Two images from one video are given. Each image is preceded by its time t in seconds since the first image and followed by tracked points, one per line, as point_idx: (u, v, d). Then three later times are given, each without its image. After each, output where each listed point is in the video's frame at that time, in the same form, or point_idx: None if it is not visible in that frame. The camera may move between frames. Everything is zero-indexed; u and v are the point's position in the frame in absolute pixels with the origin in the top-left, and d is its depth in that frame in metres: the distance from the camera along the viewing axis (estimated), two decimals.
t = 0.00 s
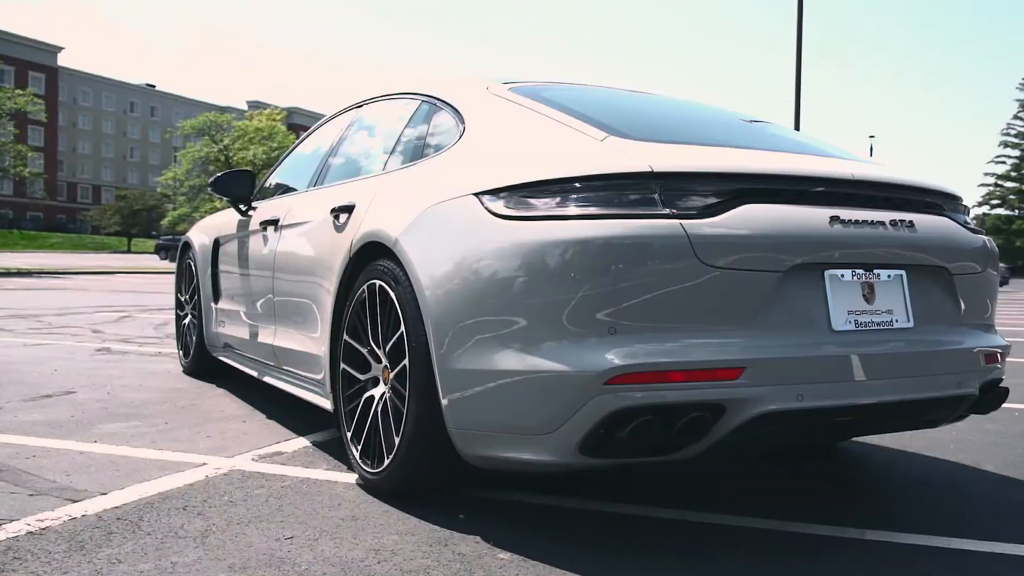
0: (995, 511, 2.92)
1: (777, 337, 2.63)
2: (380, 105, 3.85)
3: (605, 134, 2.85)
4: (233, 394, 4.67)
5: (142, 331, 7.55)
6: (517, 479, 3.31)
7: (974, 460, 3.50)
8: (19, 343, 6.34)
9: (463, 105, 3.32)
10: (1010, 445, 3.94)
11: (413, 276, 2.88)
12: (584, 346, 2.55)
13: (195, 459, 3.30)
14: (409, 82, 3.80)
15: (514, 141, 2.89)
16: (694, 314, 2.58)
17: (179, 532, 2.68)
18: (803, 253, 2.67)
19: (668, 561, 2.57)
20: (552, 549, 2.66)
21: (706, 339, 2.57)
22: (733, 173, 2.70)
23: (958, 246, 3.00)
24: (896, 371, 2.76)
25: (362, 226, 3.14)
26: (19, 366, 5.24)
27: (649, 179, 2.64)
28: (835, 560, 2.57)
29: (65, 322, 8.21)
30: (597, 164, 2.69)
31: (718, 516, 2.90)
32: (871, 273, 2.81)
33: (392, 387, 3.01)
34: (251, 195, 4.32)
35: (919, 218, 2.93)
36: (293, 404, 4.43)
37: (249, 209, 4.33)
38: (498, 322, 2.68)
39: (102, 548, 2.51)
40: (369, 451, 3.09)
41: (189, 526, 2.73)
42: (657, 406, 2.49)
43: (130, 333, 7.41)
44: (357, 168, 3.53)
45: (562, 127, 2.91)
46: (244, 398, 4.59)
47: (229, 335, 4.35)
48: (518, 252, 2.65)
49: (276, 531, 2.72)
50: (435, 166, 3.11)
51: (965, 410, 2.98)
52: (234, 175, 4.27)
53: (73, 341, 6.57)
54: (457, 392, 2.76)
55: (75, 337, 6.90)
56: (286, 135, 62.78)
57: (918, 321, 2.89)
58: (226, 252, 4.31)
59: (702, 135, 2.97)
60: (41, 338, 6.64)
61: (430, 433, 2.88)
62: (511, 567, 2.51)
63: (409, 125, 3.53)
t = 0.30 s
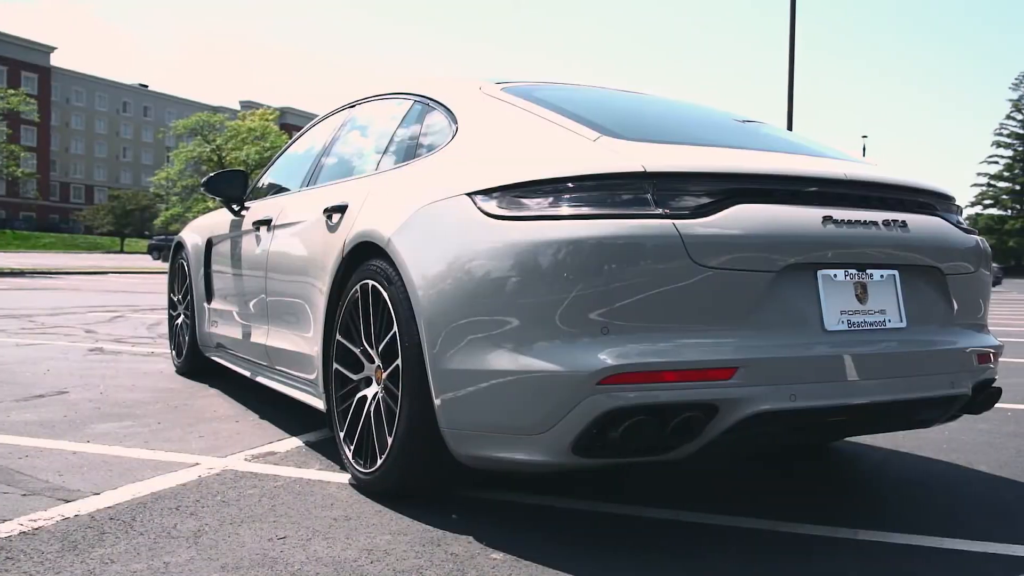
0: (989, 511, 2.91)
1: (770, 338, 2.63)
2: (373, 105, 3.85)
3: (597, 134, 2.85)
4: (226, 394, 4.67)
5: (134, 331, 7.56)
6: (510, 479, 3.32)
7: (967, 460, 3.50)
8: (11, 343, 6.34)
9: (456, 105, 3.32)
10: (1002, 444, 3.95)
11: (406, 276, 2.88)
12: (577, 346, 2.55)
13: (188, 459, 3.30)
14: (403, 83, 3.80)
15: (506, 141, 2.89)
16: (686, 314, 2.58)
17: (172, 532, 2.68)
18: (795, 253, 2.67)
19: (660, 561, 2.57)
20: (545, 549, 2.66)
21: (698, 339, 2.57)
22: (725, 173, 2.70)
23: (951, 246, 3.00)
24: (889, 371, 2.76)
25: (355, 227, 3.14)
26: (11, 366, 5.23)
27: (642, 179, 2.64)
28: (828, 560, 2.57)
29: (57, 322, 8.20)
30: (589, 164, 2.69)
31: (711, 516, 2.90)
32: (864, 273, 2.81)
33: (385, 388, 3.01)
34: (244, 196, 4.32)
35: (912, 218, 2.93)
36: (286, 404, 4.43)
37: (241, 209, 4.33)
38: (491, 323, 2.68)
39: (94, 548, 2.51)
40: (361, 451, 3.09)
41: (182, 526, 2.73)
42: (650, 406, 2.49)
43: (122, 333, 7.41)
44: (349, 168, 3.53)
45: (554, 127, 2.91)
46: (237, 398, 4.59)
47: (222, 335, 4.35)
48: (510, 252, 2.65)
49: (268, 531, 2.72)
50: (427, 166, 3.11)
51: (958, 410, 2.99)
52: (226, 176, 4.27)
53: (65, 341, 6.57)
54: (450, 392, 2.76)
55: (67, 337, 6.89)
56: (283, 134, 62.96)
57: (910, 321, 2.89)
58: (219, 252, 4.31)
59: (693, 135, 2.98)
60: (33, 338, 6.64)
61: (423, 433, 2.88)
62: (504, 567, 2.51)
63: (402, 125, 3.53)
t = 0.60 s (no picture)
0: (982, 511, 2.92)
1: (761, 338, 2.63)
2: (366, 105, 3.85)
3: (589, 134, 2.85)
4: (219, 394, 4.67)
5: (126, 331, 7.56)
6: (503, 479, 3.32)
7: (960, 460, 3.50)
8: (3, 343, 6.34)
9: (448, 105, 3.32)
10: (995, 444, 3.95)
11: (398, 276, 2.88)
12: (570, 346, 2.55)
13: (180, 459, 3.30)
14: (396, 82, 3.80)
15: (497, 141, 2.89)
16: (678, 314, 2.58)
17: (164, 532, 2.68)
18: (787, 253, 2.67)
19: (651, 561, 2.57)
20: (537, 549, 2.66)
21: (691, 339, 2.57)
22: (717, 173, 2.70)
23: (943, 246, 3.00)
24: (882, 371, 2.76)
25: (348, 227, 3.14)
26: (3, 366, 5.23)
27: (634, 179, 2.64)
28: (820, 560, 2.57)
29: (49, 322, 8.20)
30: (581, 164, 2.69)
31: (704, 517, 2.90)
32: (856, 273, 2.81)
33: (378, 388, 3.01)
34: (236, 196, 4.32)
35: (904, 218, 2.93)
36: (280, 404, 4.43)
37: (234, 209, 4.33)
38: (484, 323, 2.68)
39: (87, 548, 2.51)
40: (354, 451, 3.09)
41: (175, 525, 2.73)
42: (642, 405, 2.49)
43: (114, 333, 7.41)
44: (342, 168, 3.53)
45: (546, 127, 2.91)
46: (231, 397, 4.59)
47: (215, 335, 4.35)
48: (503, 252, 2.65)
49: (261, 531, 2.72)
50: (419, 166, 3.11)
51: (951, 410, 2.99)
52: (218, 176, 4.27)
53: (57, 341, 6.57)
54: (443, 392, 2.76)
55: (59, 337, 6.89)
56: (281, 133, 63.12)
57: (903, 321, 2.89)
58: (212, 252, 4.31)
59: (684, 135, 2.98)
60: (25, 338, 6.64)
61: (416, 434, 2.88)
62: (496, 567, 2.51)
63: (394, 125, 3.53)
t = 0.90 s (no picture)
0: (975, 512, 2.92)
1: (754, 337, 2.63)
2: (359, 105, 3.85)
3: (582, 134, 2.85)
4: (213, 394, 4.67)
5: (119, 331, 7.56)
6: (496, 479, 3.32)
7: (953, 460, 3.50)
8: None
9: (441, 105, 3.32)
10: (988, 444, 3.95)
11: (391, 276, 2.88)
12: (563, 346, 2.55)
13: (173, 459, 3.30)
14: (390, 82, 3.80)
15: (490, 141, 2.89)
16: (671, 314, 2.58)
17: (157, 532, 2.68)
18: (779, 253, 2.67)
19: (643, 561, 2.57)
20: (530, 549, 2.66)
21: (683, 339, 2.56)
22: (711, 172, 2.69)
23: (936, 246, 3.00)
24: (875, 371, 2.76)
25: (341, 227, 3.14)
26: None
27: (628, 179, 2.64)
28: (813, 560, 2.57)
29: (41, 322, 8.20)
30: (573, 164, 2.69)
31: (697, 517, 2.90)
32: (849, 273, 2.81)
33: (371, 388, 3.01)
34: (229, 196, 4.32)
35: (897, 218, 2.93)
36: (273, 404, 4.43)
37: (226, 209, 4.33)
38: (477, 323, 2.68)
39: (80, 548, 2.51)
40: (347, 451, 3.08)
41: (168, 525, 2.73)
42: (635, 406, 2.49)
43: (107, 332, 7.41)
44: (335, 168, 3.53)
45: (538, 127, 2.91)
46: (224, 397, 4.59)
47: (208, 335, 4.35)
48: (496, 252, 2.65)
49: (254, 531, 2.72)
50: (412, 166, 3.11)
51: (943, 410, 2.99)
52: (211, 176, 4.27)
53: (49, 340, 6.57)
54: (435, 392, 2.76)
55: (52, 336, 6.89)
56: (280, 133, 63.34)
57: (896, 320, 2.89)
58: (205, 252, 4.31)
59: (676, 135, 2.97)
60: (17, 338, 6.64)
61: (409, 434, 2.88)
62: (489, 567, 2.51)
63: (387, 125, 3.53)
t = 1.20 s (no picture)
0: (970, 511, 2.91)
1: (746, 337, 2.63)
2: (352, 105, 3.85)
3: (574, 134, 2.85)
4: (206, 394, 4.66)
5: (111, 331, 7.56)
6: (490, 479, 3.32)
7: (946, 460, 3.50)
8: None
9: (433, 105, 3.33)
10: (980, 444, 3.95)
11: (384, 276, 2.88)
12: (555, 346, 2.55)
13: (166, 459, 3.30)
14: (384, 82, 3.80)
15: (482, 141, 2.89)
16: (663, 314, 2.58)
17: (150, 532, 2.68)
18: (772, 253, 2.67)
19: (636, 561, 2.57)
20: (523, 549, 2.66)
21: (676, 339, 2.56)
22: (704, 172, 2.69)
23: (929, 246, 3.00)
24: (867, 372, 2.76)
25: (333, 227, 3.14)
26: None
27: (620, 179, 2.64)
28: (806, 560, 2.56)
29: (34, 322, 8.20)
30: (566, 164, 2.69)
31: (691, 517, 2.90)
32: (842, 273, 2.82)
33: (363, 388, 3.01)
34: (221, 196, 4.32)
35: (890, 218, 2.93)
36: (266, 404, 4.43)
37: (219, 209, 4.33)
38: (470, 323, 2.68)
39: (73, 548, 2.51)
40: (339, 451, 3.08)
41: (161, 525, 2.73)
42: (627, 406, 2.49)
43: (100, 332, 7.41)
44: (327, 168, 3.53)
45: (530, 127, 2.91)
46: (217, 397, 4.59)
47: (201, 335, 4.35)
48: (488, 252, 2.65)
49: (247, 531, 2.72)
50: (404, 166, 3.11)
51: (937, 410, 2.99)
52: (204, 176, 4.27)
53: (42, 340, 6.57)
54: (428, 392, 2.76)
55: (44, 336, 6.89)
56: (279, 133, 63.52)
57: (888, 321, 2.89)
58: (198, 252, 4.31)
59: (668, 135, 2.97)
60: (10, 338, 6.64)
61: (402, 434, 2.88)
62: (482, 567, 2.51)
63: (381, 125, 3.54)
